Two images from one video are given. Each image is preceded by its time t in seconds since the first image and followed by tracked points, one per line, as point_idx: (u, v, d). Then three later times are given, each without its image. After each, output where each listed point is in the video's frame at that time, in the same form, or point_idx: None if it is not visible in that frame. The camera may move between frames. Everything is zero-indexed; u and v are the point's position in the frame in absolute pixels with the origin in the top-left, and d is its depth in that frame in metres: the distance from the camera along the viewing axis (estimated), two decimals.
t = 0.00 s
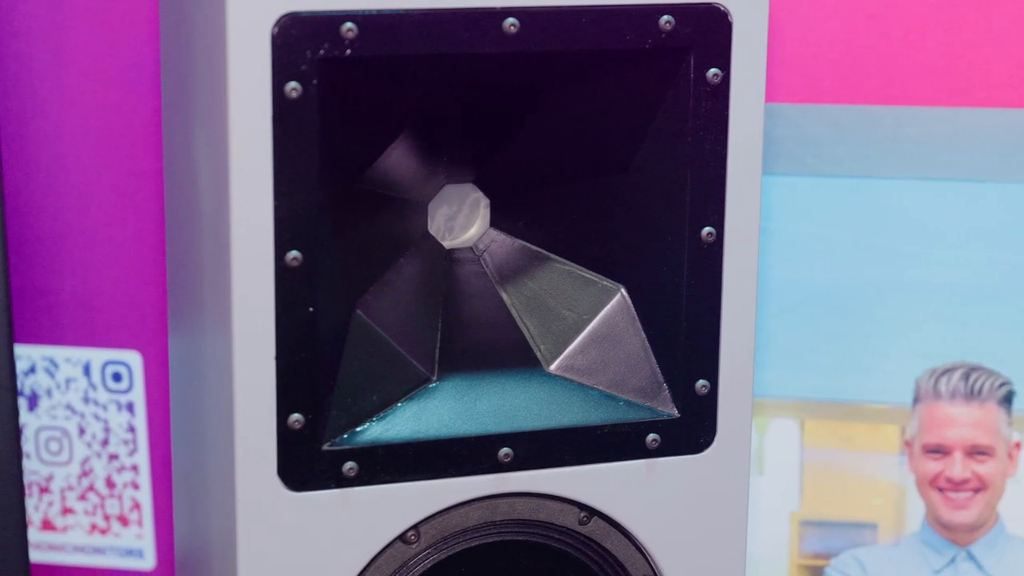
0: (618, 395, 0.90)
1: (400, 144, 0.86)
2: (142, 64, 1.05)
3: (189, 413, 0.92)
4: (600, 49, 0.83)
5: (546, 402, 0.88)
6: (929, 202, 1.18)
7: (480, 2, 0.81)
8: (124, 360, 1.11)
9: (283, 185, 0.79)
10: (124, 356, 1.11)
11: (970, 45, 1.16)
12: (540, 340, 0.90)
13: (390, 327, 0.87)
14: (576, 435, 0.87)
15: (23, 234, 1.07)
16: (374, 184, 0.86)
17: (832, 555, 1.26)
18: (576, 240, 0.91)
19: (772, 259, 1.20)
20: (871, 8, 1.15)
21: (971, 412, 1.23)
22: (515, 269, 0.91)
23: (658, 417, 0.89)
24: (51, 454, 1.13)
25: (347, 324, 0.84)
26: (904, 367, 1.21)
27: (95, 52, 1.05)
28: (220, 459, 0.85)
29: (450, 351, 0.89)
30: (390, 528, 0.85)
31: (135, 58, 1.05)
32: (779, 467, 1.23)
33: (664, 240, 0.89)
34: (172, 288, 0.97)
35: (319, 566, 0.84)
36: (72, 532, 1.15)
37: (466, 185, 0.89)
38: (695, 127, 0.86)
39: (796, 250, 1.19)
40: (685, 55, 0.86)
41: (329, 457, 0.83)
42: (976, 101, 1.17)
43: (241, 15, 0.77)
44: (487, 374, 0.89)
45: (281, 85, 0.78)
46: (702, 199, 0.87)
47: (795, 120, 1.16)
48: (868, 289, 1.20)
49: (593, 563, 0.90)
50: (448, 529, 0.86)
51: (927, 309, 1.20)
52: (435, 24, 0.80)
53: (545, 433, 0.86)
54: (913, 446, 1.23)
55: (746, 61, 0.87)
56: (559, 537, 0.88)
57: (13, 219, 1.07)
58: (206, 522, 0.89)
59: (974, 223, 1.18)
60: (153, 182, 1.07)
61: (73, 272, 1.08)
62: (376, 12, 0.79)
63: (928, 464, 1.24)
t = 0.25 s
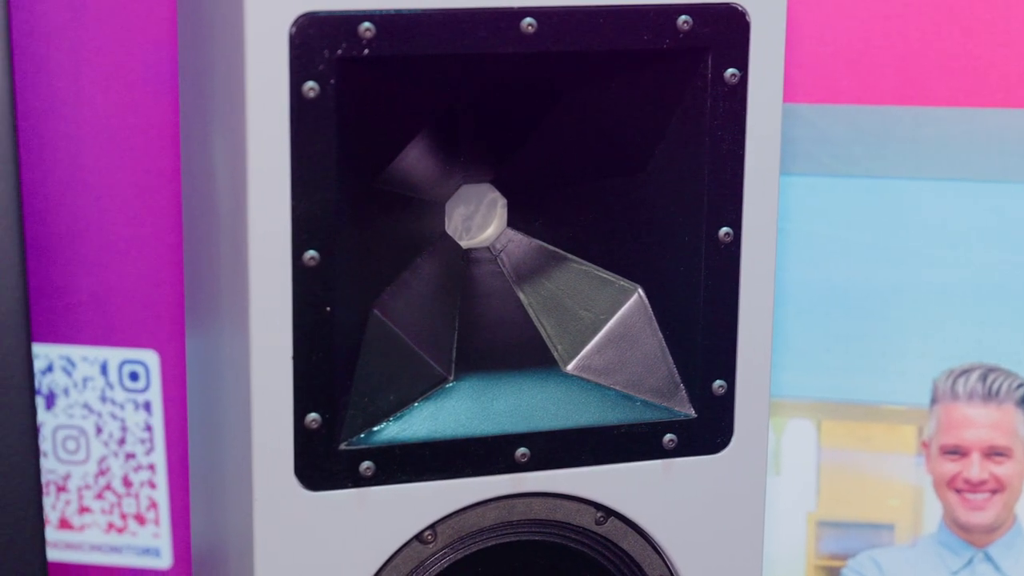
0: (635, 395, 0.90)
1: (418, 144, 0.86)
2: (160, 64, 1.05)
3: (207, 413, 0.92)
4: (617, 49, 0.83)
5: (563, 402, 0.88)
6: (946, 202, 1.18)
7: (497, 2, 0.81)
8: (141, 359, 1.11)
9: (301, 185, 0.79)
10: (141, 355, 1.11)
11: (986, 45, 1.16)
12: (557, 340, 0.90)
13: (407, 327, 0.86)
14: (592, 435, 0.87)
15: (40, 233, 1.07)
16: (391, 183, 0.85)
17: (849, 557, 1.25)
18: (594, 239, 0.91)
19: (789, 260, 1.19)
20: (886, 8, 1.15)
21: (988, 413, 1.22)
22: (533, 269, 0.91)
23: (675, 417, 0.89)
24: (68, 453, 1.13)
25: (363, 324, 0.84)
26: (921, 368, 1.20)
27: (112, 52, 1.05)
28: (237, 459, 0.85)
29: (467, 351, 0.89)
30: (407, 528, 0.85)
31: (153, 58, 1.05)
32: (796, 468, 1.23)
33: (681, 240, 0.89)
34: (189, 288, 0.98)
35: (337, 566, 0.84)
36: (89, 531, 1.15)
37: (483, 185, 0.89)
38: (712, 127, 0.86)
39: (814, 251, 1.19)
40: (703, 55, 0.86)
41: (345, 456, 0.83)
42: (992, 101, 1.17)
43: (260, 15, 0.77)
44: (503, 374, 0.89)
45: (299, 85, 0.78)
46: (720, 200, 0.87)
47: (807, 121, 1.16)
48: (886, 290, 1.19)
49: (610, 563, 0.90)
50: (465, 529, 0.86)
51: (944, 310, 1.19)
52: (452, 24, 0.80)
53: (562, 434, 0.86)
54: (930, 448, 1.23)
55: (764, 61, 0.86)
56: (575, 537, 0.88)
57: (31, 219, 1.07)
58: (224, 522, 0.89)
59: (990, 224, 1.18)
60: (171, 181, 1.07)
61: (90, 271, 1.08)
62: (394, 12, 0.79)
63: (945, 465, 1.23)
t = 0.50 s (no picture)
0: (651, 396, 0.90)
1: (434, 145, 0.86)
2: (176, 63, 1.06)
3: (223, 412, 0.92)
4: (634, 49, 0.83)
5: (579, 402, 0.88)
6: (962, 203, 1.18)
7: (514, 1, 0.80)
8: (157, 359, 1.11)
9: (318, 184, 0.79)
10: (158, 355, 1.11)
11: (1001, 45, 1.15)
12: (573, 340, 0.90)
13: (422, 326, 0.87)
14: (608, 435, 0.87)
15: (57, 233, 1.07)
16: (407, 183, 0.86)
17: (864, 558, 1.25)
18: (609, 241, 0.91)
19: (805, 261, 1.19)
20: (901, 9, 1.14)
21: (1005, 414, 1.22)
22: (549, 269, 0.91)
23: (691, 417, 0.89)
24: (84, 452, 1.13)
25: (380, 324, 0.84)
26: (937, 369, 1.20)
27: (128, 52, 1.05)
28: (253, 458, 0.85)
29: (483, 351, 0.89)
30: (423, 527, 0.85)
31: (170, 57, 1.06)
32: (812, 468, 1.23)
33: (698, 241, 0.89)
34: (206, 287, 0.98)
35: (352, 565, 0.84)
36: (105, 530, 1.15)
37: (499, 185, 0.90)
38: (729, 126, 0.86)
39: (830, 252, 1.19)
40: (720, 55, 0.85)
41: (361, 455, 0.83)
42: (1007, 101, 1.16)
43: (278, 14, 0.77)
44: (519, 374, 0.89)
45: (316, 84, 0.78)
46: (736, 200, 0.87)
47: (821, 122, 1.16)
48: (902, 291, 1.19)
49: (626, 564, 0.90)
50: (481, 528, 0.86)
51: (959, 311, 1.19)
52: (469, 24, 0.80)
53: (578, 434, 0.86)
54: (947, 449, 1.22)
55: (781, 61, 0.86)
56: (590, 537, 0.88)
57: (47, 218, 1.07)
58: (240, 521, 0.89)
59: (1006, 224, 1.18)
60: (188, 181, 1.08)
61: (106, 271, 1.09)
62: (410, 12, 0.79)
63: (962, 466, 1.23)
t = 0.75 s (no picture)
0: (665, 396, 0.90)
1: (448, 144, 0.86)
2: (189, 63, 1.06)
3: (237, 412, 0.92)
4: (648, 49, 0.83)
5: (592, 402, 0.88)
6: (976, 203, 1.17)
7: (528, 1, 0.80)
8: (171, 358, 1.11)
9: (332, 184, 0.79)
10: (172, 354, 1.11)
11: (1013, 45, 1.15)
12: (587, 340, 0.90)
13: (436, 326, 0.87)
14: (622, 436, 0.87)
15: (71, 232, 1.08)
16: (422, 183, 0.86)
17: (878, 559, 1.25)
18: (623, 241, 0.91)
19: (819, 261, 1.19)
20: (914, 9, 1.14)
21: (1019, 415, 1.21)
22: (562, 270, 0.91)
23: (705, 418, 0.89)
24: (98, 451, 1.13)
25: (393, 324, 0.84)
26: (950, 370, 1.19)
27: (142, 51, 1.05)
28: (267, 458, 0.85)
29: (496, 351, 0.89)
30: (437, 527, 0.85)
31: (184, 57, 1.06)
32: (826, 468, 1.23)
33: (712, 241, 0.89)
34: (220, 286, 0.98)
35: (366, 565, 0.84)
36: (119, 529, 1.15)
37: (513, 185, 0.90)
38: (743, 127, 0.86)
39: (845, 253, 1.18)
40: (734, 55, 0.85)
41: (375, 455, 0.83)
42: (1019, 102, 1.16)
43: (293, 14, 0.77)
44: (533, 374, 0.89)
45: (330, 84, 0.78)
46: (750, 200, 0.87)
47: (835, 122, 1.16)
48: (914, 292, 1.19)
49: (639, 564, 0.90)
50: (495, 528, 0.86)
51: (971, 312, 1.19)
52: (484, 24, 0.80)
53: (592, 434, 0.86)
54: (961, 450, 1.22)
55: (796, 62, 0.86)
56: (604, 537, 0.88)
57: (62, 217, 1.07)
58: (254, 521, 0.89)
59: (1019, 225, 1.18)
60: (202, 180, 1.08)
61: (120, 270, 1.09)
62: (424, 12, 0.79)
63: (976, 467, 1.22)
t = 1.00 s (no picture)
0: (678, 397, 0.90)
1: (461, 144, 0.86)
2: (202, 63, 1.06)
3: (250, 411, 0.92)
4: (661, 49, 0.83)
5: (605, 403, 0.88)
6: (989, 203, 1.17)
7: (542, 2, 0.80)
8: (184, 357, 1.11)
9: (346, 184, 0.79)
10: (184, 354, 1.11)
11: None
12: (600, 340, 0.90)
13: (448, 326, 0.87)
14: (635, 436, 0.86)
15: (85, 231, 1.08)
16: (434, 184, 0.85)
17: (891, 560, 1.24)
18: (636, 241, 0.91)
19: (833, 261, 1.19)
20: (926, 9, 1.13)
21: None
22: (575, 270, 0.91)
23: (718, 419, 0.89)
24: (111, 450, 1.13)
25: (406, 324, 0.84)
26: (962, 370, 1.19)
27: (155, 51, 1.06)
28: (281, 458, 0.85)
29: (509, 351, 0.89)
30: (450, 527, 0.85)
31: (197, 57, 1.06)
32: (839, 470, 1.22)
33: (726, 242, 0.88)
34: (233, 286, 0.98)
35: (378, 566, 0.84)
36: (131, 528, 1.15)
37: (527, 185, 0.89)
38: (757, 127, 0.86)
39: (859, 254, 1.18)
40: (748, 56, 0.85)
41: (387, 455, 0.83)
42: None
43: (309, 14, 0.77)
44: (545, 374, 0.89)
45: (344, 83, 0.78)
46: (764, 201, 0.87)
47: (847, 122, 1.16)
48: (927, 292, 1.19)
49: (653, 565, 0.89)
50: (507, 528, 0.86)
51: (982, 312, 1.19)
52: (498, 24, 0.80)
53: (606, 434, 0.86)
54: (974, 451, 1.22)
55: (810, 62, 0.86)
56: (617, 537, 0.88)
57: (75, 216, 1.07)
58: (266, 521, 0.89)
59: None
60: (216, 179, 1.08)
61: (133, 270, 1.09)
62: (438, 12, 0.79)
63: (989, 468, 1.22)
